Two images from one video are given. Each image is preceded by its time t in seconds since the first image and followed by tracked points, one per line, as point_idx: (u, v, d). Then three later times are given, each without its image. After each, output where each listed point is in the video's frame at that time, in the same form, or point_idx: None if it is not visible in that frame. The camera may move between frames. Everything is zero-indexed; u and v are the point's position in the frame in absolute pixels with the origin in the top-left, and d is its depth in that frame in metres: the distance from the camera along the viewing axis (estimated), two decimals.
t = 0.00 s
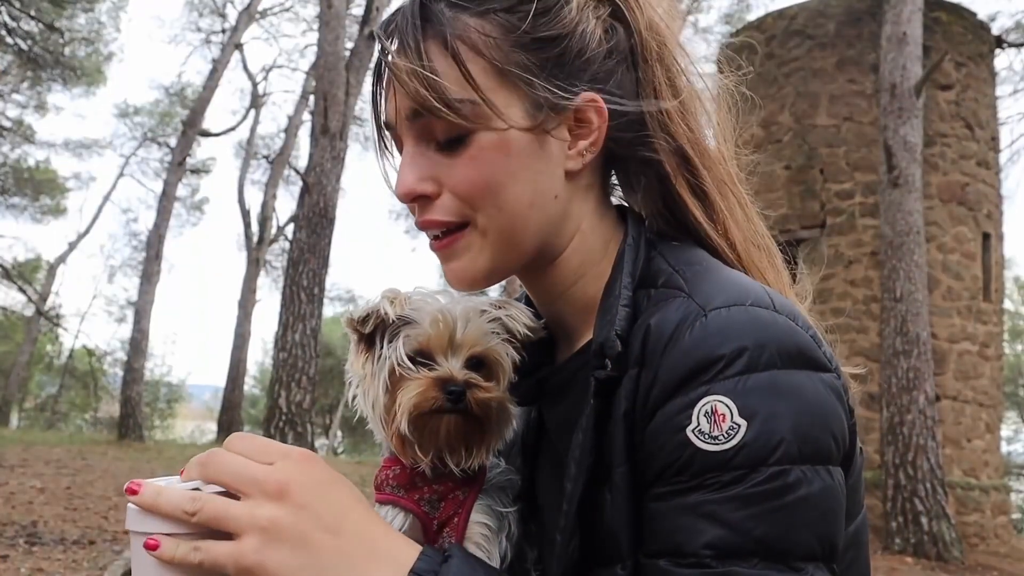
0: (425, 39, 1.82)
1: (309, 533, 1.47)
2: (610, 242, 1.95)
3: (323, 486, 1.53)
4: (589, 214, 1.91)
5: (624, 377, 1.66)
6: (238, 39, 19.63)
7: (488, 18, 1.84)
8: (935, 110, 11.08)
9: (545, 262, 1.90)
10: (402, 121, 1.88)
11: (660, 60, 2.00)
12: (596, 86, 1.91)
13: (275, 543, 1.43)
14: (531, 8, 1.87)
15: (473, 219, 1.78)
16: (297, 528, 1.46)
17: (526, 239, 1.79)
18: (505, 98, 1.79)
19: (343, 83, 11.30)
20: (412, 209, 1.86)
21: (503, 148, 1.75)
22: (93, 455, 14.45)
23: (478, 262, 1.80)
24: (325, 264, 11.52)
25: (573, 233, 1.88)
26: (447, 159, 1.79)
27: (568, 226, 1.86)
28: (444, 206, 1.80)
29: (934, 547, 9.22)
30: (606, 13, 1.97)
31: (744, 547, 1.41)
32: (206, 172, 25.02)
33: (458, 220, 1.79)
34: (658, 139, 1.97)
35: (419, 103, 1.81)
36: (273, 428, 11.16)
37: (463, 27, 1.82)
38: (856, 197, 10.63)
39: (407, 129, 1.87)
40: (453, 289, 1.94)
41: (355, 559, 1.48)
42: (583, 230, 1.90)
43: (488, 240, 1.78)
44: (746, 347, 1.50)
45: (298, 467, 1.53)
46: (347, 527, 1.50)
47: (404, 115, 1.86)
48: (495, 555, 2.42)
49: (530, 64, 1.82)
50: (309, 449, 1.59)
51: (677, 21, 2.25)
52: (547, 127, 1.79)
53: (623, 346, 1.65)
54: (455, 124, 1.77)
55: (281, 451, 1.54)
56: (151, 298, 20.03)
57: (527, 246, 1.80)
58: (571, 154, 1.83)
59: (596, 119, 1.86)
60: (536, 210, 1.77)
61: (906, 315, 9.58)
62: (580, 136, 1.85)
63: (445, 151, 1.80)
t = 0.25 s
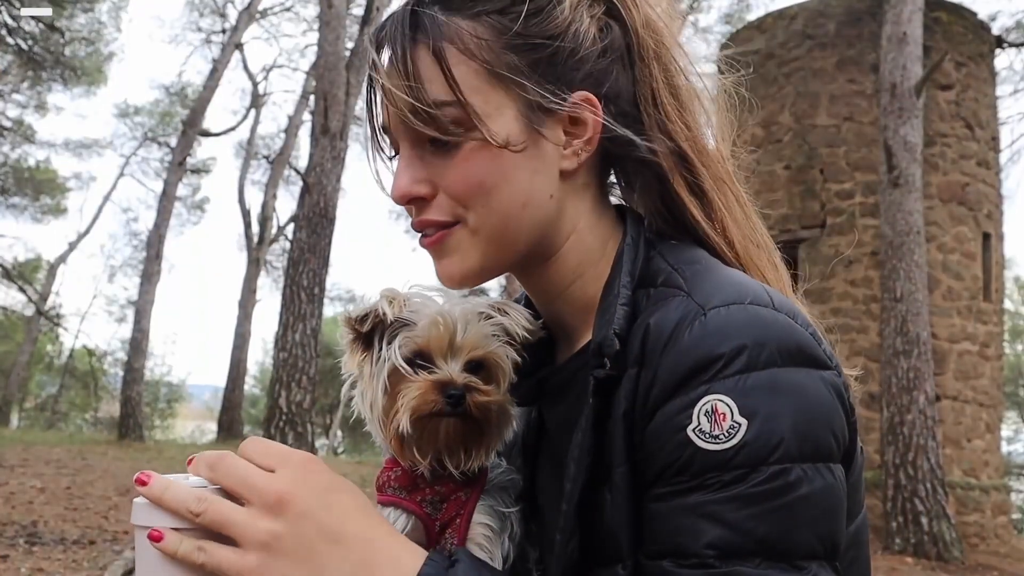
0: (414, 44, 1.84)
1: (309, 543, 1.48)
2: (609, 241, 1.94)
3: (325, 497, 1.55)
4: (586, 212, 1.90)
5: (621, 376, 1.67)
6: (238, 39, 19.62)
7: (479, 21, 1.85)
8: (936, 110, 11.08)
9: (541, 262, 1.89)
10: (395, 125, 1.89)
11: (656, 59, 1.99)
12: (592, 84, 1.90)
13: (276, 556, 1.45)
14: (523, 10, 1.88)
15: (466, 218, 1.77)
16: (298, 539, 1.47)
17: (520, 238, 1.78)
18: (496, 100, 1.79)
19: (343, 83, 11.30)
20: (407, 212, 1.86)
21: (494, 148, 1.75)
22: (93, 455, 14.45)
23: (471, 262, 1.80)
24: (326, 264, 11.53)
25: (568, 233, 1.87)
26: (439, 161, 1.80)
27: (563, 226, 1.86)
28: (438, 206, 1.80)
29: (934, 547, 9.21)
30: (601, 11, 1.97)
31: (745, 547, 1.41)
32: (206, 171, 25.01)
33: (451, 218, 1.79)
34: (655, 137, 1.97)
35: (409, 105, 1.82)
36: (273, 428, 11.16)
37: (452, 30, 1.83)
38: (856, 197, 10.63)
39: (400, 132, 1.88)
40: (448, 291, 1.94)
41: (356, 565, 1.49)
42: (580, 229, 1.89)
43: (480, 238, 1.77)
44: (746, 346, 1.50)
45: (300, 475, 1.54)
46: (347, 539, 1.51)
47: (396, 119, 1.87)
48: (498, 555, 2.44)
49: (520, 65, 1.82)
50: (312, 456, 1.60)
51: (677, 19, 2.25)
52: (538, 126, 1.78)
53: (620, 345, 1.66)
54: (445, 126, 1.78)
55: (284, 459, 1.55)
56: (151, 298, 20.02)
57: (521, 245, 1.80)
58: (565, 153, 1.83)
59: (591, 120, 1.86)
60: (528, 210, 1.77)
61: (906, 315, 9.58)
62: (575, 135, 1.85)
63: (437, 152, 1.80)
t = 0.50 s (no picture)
0: (407, 51, 1.85)
1: None
2: (605, 241, 1.94)
3: (333, 533, 1.55)
4: (582, 212, 1.89)
5: (616, 378, 1.67)
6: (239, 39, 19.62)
7: (470, 27, 1.85)
8: (936, 110, 11.07)
9: (538, 261, 1.88)
10: (391, 130, 1.89)
11: (651, 57, 1.97)
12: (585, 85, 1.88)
13: None
14: (513, 12, 1.88)
15: (461, 219, 1.77)
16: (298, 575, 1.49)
17: (516, 239, 1.78)
18: (490, 101, 1.79)
19: (344, 83, 11.30)
20: (403, 212, 1.86)
21: (489, 148, 1.75)
22: (94, 454, 14.45)
23: (466, 262, 1.79)
24: (326, 264, 11.53)
25: (563, 233, 1.87)
26: (433, 163, 1.80)
27: (558, 226, 1.85)
28: (433, 208, 1.80)
29: (935, 547, 9.21)
30: (593, 11, 1.94)
31: (746, 548, 1.41)
32: (207, 171, 25.01)
33: (448, 220, 1.79)
34: (650, 137, 1.96)
35: (403, 110, 1.83)
36: (273, 428, 11.16)
37: (443, 35, 1.84)
38: (856, 197, 10.62)
39: (396, 136, 1.88)
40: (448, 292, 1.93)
41: None
42: (575, 229, 1.88)
43: (475, 239, 1.77)
44: (740, 348, 1.50)
45: (312, 510, 1.55)
46: None
47: (392, 124, 1.88)
48: (498, 556, 2.45)
49: (513, 67, 1.82)
50: (327, 490, 1.60)
51: (674, 17, 2.22)
52: (531, 127, 1.78)
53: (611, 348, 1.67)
54: (439, 128, 1.78)
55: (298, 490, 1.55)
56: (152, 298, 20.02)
57: (517, 245, 1.79)
58: (559, 154, 1.82)
59: (583, 120, 1.85)
60: (524, 210, 1.76)
61: (906, 315, 9.57)
62: (568, 135, 1.84)
63: (431, 154, 1.81)
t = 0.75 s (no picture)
0: (400, 51, 1.85)
1: None
2: (602, 239, 1.93)
3: (328, 552, 1.54)
4: (578, 211, 1.89)
5: (612, 378, 1.67)
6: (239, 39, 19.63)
7: (463, 27, 1.85)
8: (937, 109, 11.07)
9: (535, 260, 1.88)
10: (387, 131, 1.90)
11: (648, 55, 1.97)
12: (581, 83, 1.88)
13: None
14: (506, 13, 1.88)
15: (455, 218, 1.77)
16: None
17: (510, 237, 1.78)
18: (481, 100, 1.78)
19: (344, 82, 11.30)
20: (400, 212, 1.86)
21: (481, 147, 1.75)
22: (95, 454, 14.45)
23: (460, 261, 1.79)
24: (326, 264, 11.53)
25: (560, 231, 1.86)
26: (427, 163, 1.81)
27: (554, 224, 1.85)
28: (428, 207, 1.80)
29: (936, 547, 9.20)
30: (588, 10, 1.94)
31: (747, 546, 1.41)
32: (208, 171, 25.02)
33: (442, 219, 1.79)
34: (646, 135, 1.96)
35: (397, 110, 1.83)
36: (274, 428, 11.16)
37: (436, 34, 1.83)
38: (856, 197, 10.62)
39: (392, 137, 1.89)
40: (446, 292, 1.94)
41: None
42: (571, 227, 1.88)
43: (469, 238, 1.77)
44: (737, 345, 1.50)
45: (314, 531, 1.54)
46: None
47: (388, 124, 1.88)
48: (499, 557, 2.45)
49: (505, 66, 1.81)
50: (327, 513, 1.60)
51: (675, 17, 2.23)
52: (524, 124, 1.78)
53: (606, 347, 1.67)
54: (431, 127, 1.78)
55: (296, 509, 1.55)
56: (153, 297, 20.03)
57: (512, 244, 1.79)
58: (555, 151, 1.81)
59: (576, 117, 1.84)
60: (517, 209, 1.76)
61: (907, 315, 9.57)
62: (561, 132, 1.83)
63: (426, 153, 1.81)
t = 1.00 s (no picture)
0: (404, 49, 1.85)
1: None
2: (605, 238, 1.93)
3: (330, 545, 1.52)
4: (580, 209, 1.89)
5: (614, 376, 1.67)
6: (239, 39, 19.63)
7: (466, 24, 1.85)
8: (937, 109, 11.07)
9: (539, 259, 1.88)
10: (390, 128, 1.89)
11: (645, 55, 1.98)
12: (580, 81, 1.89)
13: None
14: (509, 9, 1.88)
15: (459, 217, 1.77)
16: None
17: (515, 235, 1.77)
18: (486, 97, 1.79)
19: (345, 82, 11.30)
20: (403, 211, 1.86)
21: (488, 142, 1.74)
22: (94, 454, 14.45)
23: (466, 259, 1.79)
24: (326, 264, 11.52)
25: (563, 229, 1.86)
26: (433, 159, 1.80)
27: (558, 223, 1.84)
28: (432, 206, 1.80)
29: (935, 546, 9.20)
30: (586, 10, 1.95)
31: (748, 545, 1.41)
32: (207, 171, 25.01)
33: (446, 218, 1.78)
34: (645, 133, 1.96)
35: (401, 108, 1.83)
36: (274, 427, 11.16)
37: (439, 31, 1.83)
38: (856, 197, 10.62)
39: (395, 134, 1.88)
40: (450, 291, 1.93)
41: None
42: (575, 225, 1.88)
43: (474, 236, 1.77)
44: (739, 344, 1.50)
45: (314, 524, 1.53)
46: None
47: (391, 122, 1.88)
48: (502, 557, 2.44)
49: (510, 61, 1.81)
50: (327, 508, 1.59)
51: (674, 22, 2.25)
52: (529, 122, 1.77)
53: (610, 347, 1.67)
54: (436, 125, 1.78)
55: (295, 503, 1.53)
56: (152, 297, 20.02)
57: (518, 242, 1.78)
58: (557, 149, 1.81)
59: (580, 115, 1.85)
60: (523, 205, 1.76)
61: (907, 314, 9.56)
62: (565, 130, 1.84)
63: (430, 151, 1.81)
